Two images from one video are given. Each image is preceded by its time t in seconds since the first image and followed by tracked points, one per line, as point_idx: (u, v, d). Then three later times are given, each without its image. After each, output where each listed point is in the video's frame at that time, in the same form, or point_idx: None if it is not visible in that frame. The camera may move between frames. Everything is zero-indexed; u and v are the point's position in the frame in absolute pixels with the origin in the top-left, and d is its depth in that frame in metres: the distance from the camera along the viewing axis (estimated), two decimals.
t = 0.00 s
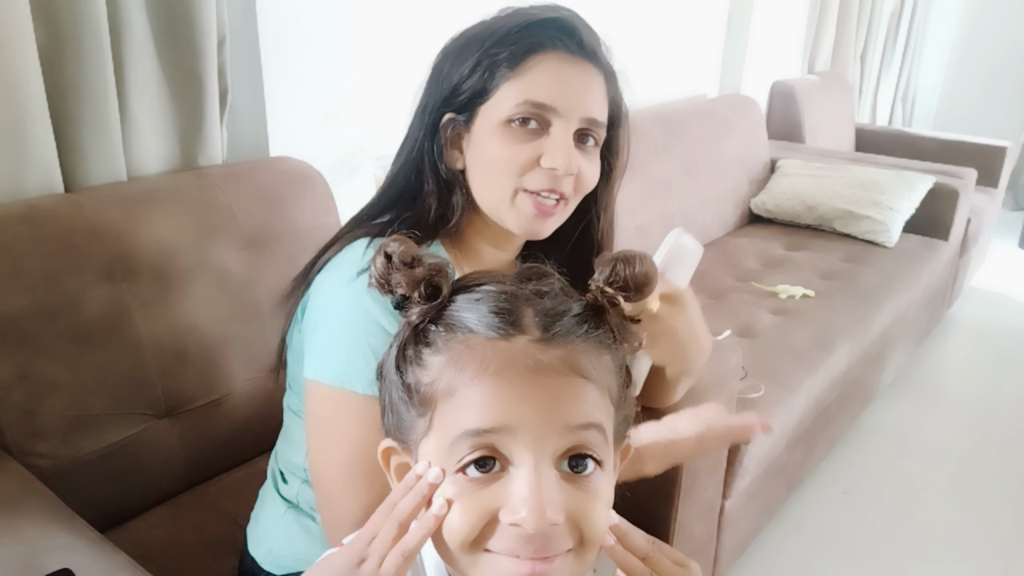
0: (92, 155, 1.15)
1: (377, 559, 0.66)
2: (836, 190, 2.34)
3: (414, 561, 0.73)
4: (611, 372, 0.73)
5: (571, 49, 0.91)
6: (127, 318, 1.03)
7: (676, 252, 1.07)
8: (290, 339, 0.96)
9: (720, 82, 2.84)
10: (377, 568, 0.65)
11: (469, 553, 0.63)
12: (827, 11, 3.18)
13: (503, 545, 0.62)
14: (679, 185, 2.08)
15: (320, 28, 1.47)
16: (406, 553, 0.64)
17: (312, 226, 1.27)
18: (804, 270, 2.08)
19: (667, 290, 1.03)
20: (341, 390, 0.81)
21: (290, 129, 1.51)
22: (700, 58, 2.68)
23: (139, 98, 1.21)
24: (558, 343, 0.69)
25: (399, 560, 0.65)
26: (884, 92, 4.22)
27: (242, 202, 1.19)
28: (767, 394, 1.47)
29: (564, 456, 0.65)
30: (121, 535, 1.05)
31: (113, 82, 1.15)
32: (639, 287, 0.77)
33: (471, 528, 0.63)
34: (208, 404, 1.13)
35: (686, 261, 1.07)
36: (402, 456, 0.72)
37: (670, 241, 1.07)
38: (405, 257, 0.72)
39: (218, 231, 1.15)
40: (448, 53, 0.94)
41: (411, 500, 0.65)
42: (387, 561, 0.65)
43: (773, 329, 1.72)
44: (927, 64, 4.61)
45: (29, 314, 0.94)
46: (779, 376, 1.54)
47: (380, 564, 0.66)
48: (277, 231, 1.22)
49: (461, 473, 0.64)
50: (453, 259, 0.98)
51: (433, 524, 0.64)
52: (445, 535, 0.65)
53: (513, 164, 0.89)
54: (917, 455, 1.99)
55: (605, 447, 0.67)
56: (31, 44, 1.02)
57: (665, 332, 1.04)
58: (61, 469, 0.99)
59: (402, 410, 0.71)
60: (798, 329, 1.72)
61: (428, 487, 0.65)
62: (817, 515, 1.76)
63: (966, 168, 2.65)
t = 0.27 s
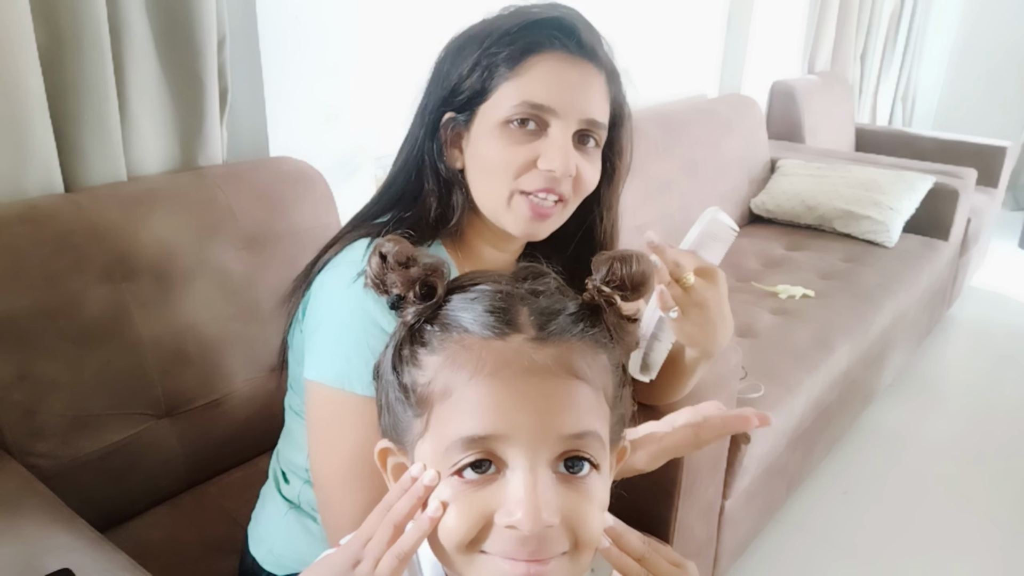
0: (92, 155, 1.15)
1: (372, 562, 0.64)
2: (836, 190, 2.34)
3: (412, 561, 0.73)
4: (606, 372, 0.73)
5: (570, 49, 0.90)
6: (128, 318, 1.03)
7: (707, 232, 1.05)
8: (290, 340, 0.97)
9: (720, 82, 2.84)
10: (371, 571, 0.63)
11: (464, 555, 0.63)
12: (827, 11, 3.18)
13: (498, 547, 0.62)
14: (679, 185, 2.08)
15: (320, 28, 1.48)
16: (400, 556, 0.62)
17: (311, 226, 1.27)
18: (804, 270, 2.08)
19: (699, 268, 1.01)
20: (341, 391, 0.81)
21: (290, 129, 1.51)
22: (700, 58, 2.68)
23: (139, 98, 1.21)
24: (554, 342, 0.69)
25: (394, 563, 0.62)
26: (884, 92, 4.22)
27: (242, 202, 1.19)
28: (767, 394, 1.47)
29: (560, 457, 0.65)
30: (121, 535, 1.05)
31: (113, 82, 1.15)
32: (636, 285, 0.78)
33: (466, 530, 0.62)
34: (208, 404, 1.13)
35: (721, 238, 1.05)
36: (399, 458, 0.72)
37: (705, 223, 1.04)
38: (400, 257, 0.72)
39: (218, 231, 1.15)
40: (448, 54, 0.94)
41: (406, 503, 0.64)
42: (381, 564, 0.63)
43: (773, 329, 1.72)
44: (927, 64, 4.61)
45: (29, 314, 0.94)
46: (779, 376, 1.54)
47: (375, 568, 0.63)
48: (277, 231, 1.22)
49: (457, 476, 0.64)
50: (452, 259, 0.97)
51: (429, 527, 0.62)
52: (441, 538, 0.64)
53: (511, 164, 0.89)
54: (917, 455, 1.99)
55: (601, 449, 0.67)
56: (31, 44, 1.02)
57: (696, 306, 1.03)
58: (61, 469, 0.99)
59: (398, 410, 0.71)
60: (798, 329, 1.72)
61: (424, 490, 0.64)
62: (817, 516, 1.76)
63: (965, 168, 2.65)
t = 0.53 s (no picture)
0: (92, 155, 1.15)
1: (370, 564, 0.65)
2: (836, 190, 2.34)
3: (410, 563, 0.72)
4: (603, 370, 0.72)
5: (574, 55, 0.91)
6: (128, 319, 1.03)
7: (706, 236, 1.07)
8: (290, 343, 0.97)
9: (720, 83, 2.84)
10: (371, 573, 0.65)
11: (462, 556, 0.63)
12: (827, 11, 3.18)
13: (496, 548, 0.61)
14: (679, 185, 2.08)
15: (320, 28, 1.48)
16: (400, 559, 0.63)
17: (311, 226, 1.27)
18: (804, 270, 2.08)
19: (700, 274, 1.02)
20: (340, 394, 0.81)
21: (290, 129, 1.51)
22: (700, 58, 2.68)
23: (139, 98, 1.21)
24: (550, 339, 0.69)
25: (393, 565, 0.63)
26: (884, 92, 4.22)
27: (242, 202, 1.19)
28: (767, 394, 1.47)
29: (557, 457, 0.64)
30: (121, 535, 1.05)
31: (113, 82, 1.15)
32: (634, 286, 0.78)
33: (465, 530, 0.62)
34: (208, 404, 1.13)
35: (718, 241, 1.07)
36: (398, 461, 0.72)
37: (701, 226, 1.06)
38: (396, 256, 0.73)
39: (218, 232, 1.15)
40: (446, 62, 0.93)
41: (404, 506, 0.64)
42: (380, 566, 0.64)
43: (773, 329, 1.72)
44: (926, 64, 4.61)
45: (29, 314, 0.94)
46: (779, 376, 1.54)
47: (373, 570, 0.65)
48: (277, 231, 1.22)
49: (455, 478, 0.64)
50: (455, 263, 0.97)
51: (429, 530, 0.63)
52: (441, 539, 0.64)
53: (521, 175, 0.89)
54: (917, 455, 1.99)
55: (599, 449, 0.67)
56: (30, 44, 1.02)
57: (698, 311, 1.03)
58: (61, 469, 0.99)
59: (397, 409, 0.71)
60: (798, 329, 1.72)
61: (422, 492, 0.64)
62: (817, 515, 1.76)
63: (965, 168, 2.66)
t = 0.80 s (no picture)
0: (91, 155, 1.15)
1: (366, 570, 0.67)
2: (836, 190, 2.34)
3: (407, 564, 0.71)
4: (599, 372, 0.72)
5: (569, 53, 0.91)
6: (127, 318, 1.03)
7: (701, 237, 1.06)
8: (289, 345, 0.97)
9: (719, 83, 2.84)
10: None
11: (459, 562, 0.63)
12: (827, 11, 3.18)
13: (494, 554, 0.62)
14: (679, 185, 2.08)
15: (319, 28, 1.47)
16: (396, 565, 0.64)
17: (311, 225, 1.27)
18: (804, 270, 2.08)
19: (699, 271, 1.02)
20: (339, 396, 0.81)
21: (290, 129, 1.51)
22: (700, 58, 2.68)
23: (139, 98, 1.21)
24: (546, 343, 0.68)
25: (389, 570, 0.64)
26: (884, 92, 4.22)
27: (242, 202, 1.19)
28: (767, 394, 1.47)
29: (554, 463, 0.64)
30: (121, 535, 1.05)
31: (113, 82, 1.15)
32: (631, 285, 0.79)
33: (463, 536, 0.63)
34: (208, 404, 1.13)
35: (715, 241, 1.07)
36: (394, 466, 0.72)
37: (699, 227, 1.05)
38: (391, 259, 0.73)
39: (218, 232, 1.15)
40: (439, 65, 0.92)
41: (400, 512, 0.66)
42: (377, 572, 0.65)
43: (773, 329, 1.72)
44: (927, 64, 4.61)
45: (29, 314, 0.94)
46: (779, 376, 1.54)
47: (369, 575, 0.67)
48: (277, 231, 1.22)
49: (452, 486, 0.64)
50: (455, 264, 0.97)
51: (427, 536, 0.64)
52: (439, 545, 0.64)
53: (521, 175, 0.89)
54: (917, 455, 1.99)
55: (596, 454, 0.67)
56: (30, 44, 1.02)
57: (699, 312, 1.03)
58: (61, 469, 0.99)
59: (393, 414, 0.71)
60: (798, 329, 1.72)
61: (417, 499, 0.65)
62: (817, 516, 1.76)
63: (965, 168, 2.66)
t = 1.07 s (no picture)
0: (92, 155, 1.15)
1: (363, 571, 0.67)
2: (836, 190, 2.34)
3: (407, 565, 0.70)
4: (598, 374, 0.72)
5: (561, 49, 0.91)
6: (127, 318, 1.03)
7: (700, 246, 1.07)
8: (288, 344, 0.96)
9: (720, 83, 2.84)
10: None
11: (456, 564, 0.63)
12: (827, 11, 3.18)
13: (491, 557, 0.62)
14: (679, 185, 2.08)
15: (319, 28, 1.47)
16: (393, 566, 0.65)
17: (311, 225, 1.27)
18: (804, 270, 2.08)
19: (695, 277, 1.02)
20: (338, 396, 0.81)
21: (290, 129, 1.51)
22: (700, 58, 2.68)
23: (139, 98, 1.21)
24: (544, 346, 0.68)
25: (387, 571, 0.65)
26: (884, 92, 4.22)
27: (242, 202, 1.19)
28: (767, 394, 1.47)
29: (552, 466, 0.64)
30: (121, 535, 1.05)
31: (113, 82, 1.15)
32: (631, 286, 0.77)
33: (461, 539, 0.63)
34: (208, 404, 1.13)
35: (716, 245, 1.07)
36: (393, 467, 0.72)
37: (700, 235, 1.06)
38: (389, 260, 0.71)
39: (218, 232, 1.15)
40: (433, 63, 0.93)
41: (397, 513, 0.66)
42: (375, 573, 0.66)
43: (773, 329, 1.72)
44: (927, 64, 4.61)
45: (29, 313, 0.94)
46: (779, 376, 1.54)
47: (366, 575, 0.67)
48: (277, 232, 1.22)
49: (450, 489, 0.64)
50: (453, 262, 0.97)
51: (424, 539, 0.64)
52: (437, 548, 0.65)
53: (516, 171, 0.89)
54: (917, 455, 1.99)
55: (594, 456, 0.67)
56: (30, 44, 1.02)
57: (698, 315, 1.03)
58: (61, 469, 0.99)
59: (391, 415, 0.71)
60: (798, 329, 1.72)
61: (415, 501, 0.65)
62: (817, 516, 1.76)
63: (965, 168, 2.66)
